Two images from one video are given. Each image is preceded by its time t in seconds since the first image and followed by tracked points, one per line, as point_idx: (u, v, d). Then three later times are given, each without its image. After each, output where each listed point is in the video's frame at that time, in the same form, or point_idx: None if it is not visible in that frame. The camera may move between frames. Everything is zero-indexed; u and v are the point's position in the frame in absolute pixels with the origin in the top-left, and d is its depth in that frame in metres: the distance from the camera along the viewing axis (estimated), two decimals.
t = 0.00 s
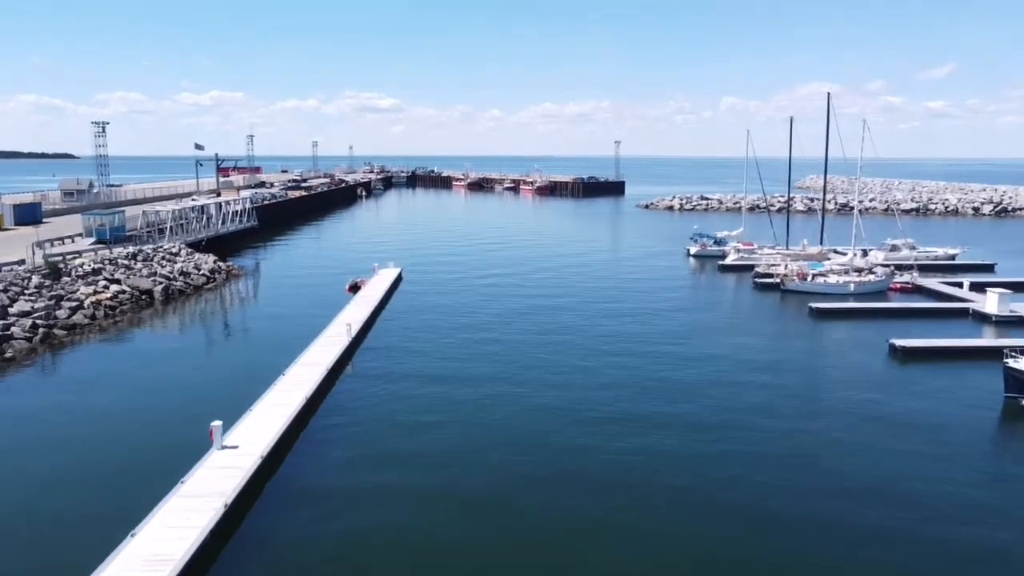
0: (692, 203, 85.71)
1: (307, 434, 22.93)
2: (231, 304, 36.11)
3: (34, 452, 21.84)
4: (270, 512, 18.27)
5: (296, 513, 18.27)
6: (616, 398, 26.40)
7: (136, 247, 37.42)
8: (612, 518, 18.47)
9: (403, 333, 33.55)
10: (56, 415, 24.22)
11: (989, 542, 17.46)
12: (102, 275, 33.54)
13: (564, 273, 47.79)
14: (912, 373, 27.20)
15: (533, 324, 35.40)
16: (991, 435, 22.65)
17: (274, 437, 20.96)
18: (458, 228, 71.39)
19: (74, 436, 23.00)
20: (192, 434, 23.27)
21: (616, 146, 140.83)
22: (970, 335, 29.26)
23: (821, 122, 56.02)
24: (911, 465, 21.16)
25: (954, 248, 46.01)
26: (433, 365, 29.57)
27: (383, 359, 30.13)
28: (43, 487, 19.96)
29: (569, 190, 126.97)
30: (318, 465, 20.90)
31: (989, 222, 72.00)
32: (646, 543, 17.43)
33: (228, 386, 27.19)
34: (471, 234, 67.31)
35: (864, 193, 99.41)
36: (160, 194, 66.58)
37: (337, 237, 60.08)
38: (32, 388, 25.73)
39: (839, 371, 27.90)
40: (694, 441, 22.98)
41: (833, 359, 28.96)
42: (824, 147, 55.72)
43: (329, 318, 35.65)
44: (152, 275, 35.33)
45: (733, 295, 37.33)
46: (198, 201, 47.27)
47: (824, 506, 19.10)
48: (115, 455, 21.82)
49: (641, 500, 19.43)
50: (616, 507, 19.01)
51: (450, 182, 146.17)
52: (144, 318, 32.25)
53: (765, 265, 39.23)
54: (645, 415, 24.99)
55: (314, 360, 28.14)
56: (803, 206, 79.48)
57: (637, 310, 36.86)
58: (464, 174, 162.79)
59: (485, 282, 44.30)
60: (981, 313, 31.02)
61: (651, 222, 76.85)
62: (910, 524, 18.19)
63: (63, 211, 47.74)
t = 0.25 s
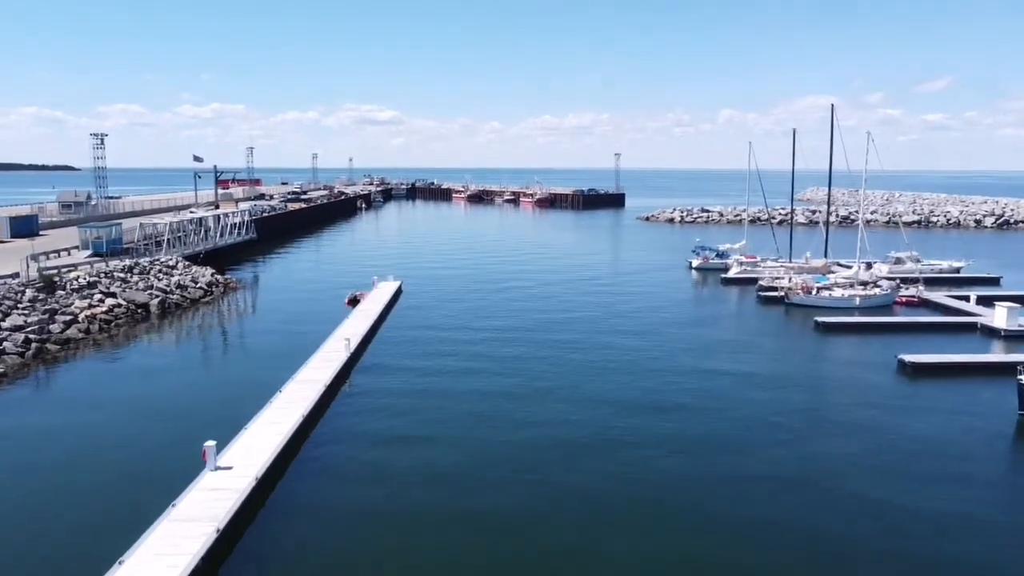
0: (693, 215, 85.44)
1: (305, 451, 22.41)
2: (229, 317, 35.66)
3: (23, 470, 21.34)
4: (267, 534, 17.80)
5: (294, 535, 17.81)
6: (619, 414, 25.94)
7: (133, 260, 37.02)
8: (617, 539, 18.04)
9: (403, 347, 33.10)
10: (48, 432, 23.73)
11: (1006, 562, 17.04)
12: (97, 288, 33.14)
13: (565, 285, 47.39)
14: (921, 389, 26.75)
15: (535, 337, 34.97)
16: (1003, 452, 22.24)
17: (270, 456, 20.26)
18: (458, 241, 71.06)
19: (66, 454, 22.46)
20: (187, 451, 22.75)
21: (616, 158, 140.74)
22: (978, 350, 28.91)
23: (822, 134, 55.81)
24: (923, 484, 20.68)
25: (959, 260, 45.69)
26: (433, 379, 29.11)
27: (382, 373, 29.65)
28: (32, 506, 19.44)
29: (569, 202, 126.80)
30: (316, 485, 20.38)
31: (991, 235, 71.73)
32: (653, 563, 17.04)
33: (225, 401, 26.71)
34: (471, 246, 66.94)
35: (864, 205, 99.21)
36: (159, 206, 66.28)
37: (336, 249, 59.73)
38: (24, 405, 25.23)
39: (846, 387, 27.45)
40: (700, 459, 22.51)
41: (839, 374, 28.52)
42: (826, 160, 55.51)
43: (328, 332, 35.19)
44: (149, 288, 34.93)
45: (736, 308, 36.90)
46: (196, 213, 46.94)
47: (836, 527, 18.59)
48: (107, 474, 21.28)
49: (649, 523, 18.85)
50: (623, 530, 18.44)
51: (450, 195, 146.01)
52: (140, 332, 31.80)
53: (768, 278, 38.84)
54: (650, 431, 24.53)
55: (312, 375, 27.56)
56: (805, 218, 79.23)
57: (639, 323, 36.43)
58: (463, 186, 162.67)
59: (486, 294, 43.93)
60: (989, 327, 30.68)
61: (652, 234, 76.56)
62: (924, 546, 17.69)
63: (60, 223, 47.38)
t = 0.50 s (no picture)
0: (693, 227, 85.21)
1: (302, 468, 21.86)
2: (226, 331, 35.23)
3: (12, 489, 20.80)
4: (264, 555, 17.26)
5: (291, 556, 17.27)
6: (624, 430, 25.46)
7: (129, 273, 36.65)
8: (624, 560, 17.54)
9: (403, 361, 32.66)
10: (39, 450, 23.17)
11: None
12: (92, 302, 32.71)
13: (566, 298, 47.00)
14: (930, 405, 26.33)
15: (536, 351, 34.57)
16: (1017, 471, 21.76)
17: (266, 476, 19.41)
18: (458, 253, 70.77)
19: (56, 472, 21.89)
20: (181, 469, 22.17)
21: (616, 170, 140.58)
22: (988, 365, 28.48)
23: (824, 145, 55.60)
24: (937, 504, 20.20)
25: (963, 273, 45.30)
26: (433, 394, 28.66)
27: (381, 388, 29.18)
28: (19, 527, 18.88)
29: (569, 214, 126.63)
30: (313, 503, 19.80)
31: (993, 247, 71.43)
32: None
33: (220, 416, 26.15)
34: (471, 258, 66.68)
35: (865, 217, 98.96)
36: (157, 219, 66.04)
37: (336, 262, 59.35)
38: (14, 422, 24.68)
39: (854, 402, 27.02)
40: (708, 475, 22.00)
41: (847, 389, 28.08)
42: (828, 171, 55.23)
43: (328, 345, 34.77)
44: (144, 302, 34.49)
45: (741, 322, 36.49)
46: (194, 225, 46.55)
47: (851, 550, 18.00)
48: (97, 493, 20.69)
49: (658, 544, 18.25)
50: (630, 552, 17.86)
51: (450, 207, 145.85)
52: (135, 346, 31.35)
53: (772, 291, 38.47)
54: (655, 447, 24.06)
55: (310, 391, 26.86)
56: (806, 230, 78.93)
57: (642, 337, 36.01)
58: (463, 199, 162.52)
59: (487, 307, 43.50)
60: (998, 341, 30.26)
61: (653, 246, 76.24)
62: (940, 569, 17.19)
63: (57, 236, 47.01)
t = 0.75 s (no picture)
0: (695, 228, 84.86)
1: (300, 475, 21.41)
2: (224, 333, 34.81)
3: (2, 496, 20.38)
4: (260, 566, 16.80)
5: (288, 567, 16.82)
6: (627, 434, 25.06)
7: (125, 274, 36.29)
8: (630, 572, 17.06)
9: (402, 364, 32.26)
10: (31, 455, 22.73)
11: None
12: (87, 304, 32.30)
13: (568, 299, 46.62)
14: (938, 410, 25.96)
15: (538, 353, 34.19)
16: None
17: (261, 486, 18.80)
18: (458, 254, 70.39)
19: (48, 478, 21.44)
20: (175, 475, 21.71)
21: (617, 170, 140.04)
22: (996, 369, 28.10)
23: (827, 145, 55.24)
24: (949, 512, 19.81)
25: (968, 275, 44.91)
26: (434, 397, 28.28)
27: (381, 391, 28.79)
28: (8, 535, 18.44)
29: (569, 215, 126.26)
30: (312, 511, 19.36)
31: (996, 248, 71.05)
32: None
33: (217, 421, 25.69)
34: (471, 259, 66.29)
35: (866, 217, 98.60)
36: (155, 219, 65.66)
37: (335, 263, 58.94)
38: (6, 427, 24.26)
39: (861, 406, 26.65)
40: (713, 481, 21.60)
41: (853, 393, 27.70)
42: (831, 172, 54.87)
43: (327, 347, 34.37)
44: (141, 304, 34.07)
45: (745, 324, 36.10)
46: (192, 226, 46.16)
47: (862, 559, 17.59)
48: (89, 500, 20.24)
49: (665, 554, 17.81)
50: (635, 563, 17.44)
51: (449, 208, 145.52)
52: (131, 349, 30.95)
53: (776, 293, 38.11)
54: (659, 452, 23.65)
55: (308, 396, 26.35)
56: (807, 232, 78.55)
57: (645, 339, 35.64)
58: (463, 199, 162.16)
59: (487, 309, 43.11)
60: (1006, 344, 29.88)
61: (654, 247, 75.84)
62: None
63: (53, 237, 46.62)
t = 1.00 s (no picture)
0: (696, 228, 84.45)
1: (297, 482, 20.93)
2: (221, 336, 34.35)
3: None
4: None
5: None
6: (630, 438, 24.68)
7: (121, 276, 35.85)
8: None
9: (402, 366, 31.86)
10: (23, 460, 22.28)
11: None
12: (82, 306, 31.88)
13: (569, 301, 46.17)
14: (947, 414, 25.53)
15: (539, 355, 33.76)
16: None
17: (255, 498, 18.24)
18: (458, 255, 69.96)
19: (38, 484, 20.95)
20: (169, 482, 21.21)
21: (618, 170, 139.39)
22: (1006, 373, 27.69)
23: (829, 145, 54.83)
24: (961, 520, 19.37)
25: (973, 276, 44.51)
26: (434, 401, 27.85)
27: (381, 395, 28.34)
28: None
29: (569, 215, 125.90)
30: (309, 520, 18.90)
31: (999, 249, 70.65)
32: None
33: (212, 425, 25.18)
34: (471, 260, 65.86)
35: (868, 218, 98.21)
36: (153, 220, 65.22)
37: (334, 264, 58.50)
38: None
39: (869, 410, 26.21)
40: (718, 487, 21.21)
41: (860, 397, 27.26)
42: (834, 173, 54.45)
43: (326, 350, 33.94)
44: (137, 306, 33.64)
45: (749, 326, 35.67)
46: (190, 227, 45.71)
47: (874, 569, 17.13)
48: (80, 506, 19.74)
49: (672, 564, 17.34)
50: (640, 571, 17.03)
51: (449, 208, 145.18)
52: (126, 352, 30.49)
53: (780, 295, 37.69)
54: (664, 457, 23.20)
55: (305, 401, 25.85)
56: (809, 232, 78.19)
57: (647, 341, 35.22)
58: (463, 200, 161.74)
59: (487, 311, 42.71)
60: (1015, 348, 29.48)
61: (655, 248, 75.42)
62: None
63: (50, 237, 46.20)
